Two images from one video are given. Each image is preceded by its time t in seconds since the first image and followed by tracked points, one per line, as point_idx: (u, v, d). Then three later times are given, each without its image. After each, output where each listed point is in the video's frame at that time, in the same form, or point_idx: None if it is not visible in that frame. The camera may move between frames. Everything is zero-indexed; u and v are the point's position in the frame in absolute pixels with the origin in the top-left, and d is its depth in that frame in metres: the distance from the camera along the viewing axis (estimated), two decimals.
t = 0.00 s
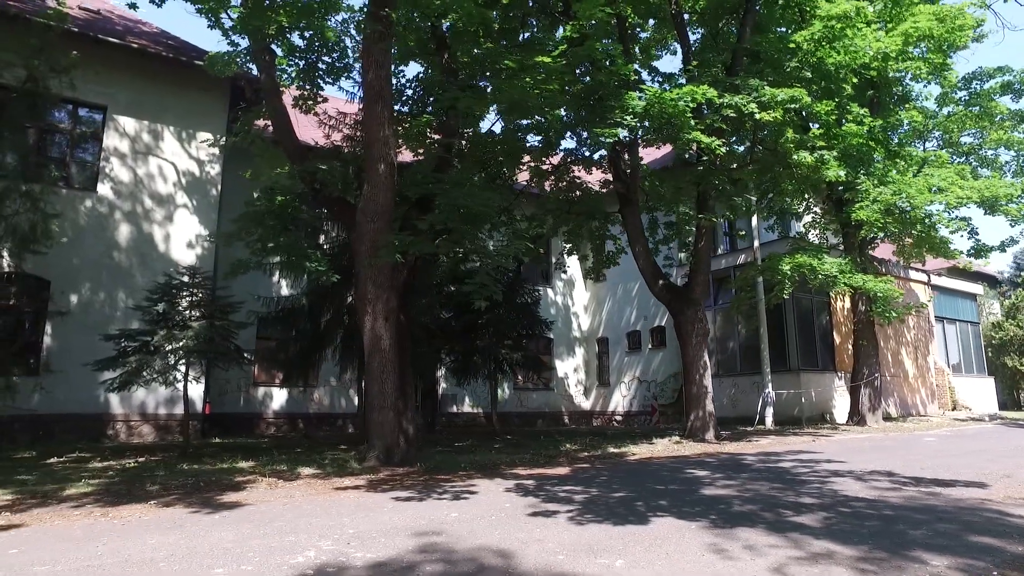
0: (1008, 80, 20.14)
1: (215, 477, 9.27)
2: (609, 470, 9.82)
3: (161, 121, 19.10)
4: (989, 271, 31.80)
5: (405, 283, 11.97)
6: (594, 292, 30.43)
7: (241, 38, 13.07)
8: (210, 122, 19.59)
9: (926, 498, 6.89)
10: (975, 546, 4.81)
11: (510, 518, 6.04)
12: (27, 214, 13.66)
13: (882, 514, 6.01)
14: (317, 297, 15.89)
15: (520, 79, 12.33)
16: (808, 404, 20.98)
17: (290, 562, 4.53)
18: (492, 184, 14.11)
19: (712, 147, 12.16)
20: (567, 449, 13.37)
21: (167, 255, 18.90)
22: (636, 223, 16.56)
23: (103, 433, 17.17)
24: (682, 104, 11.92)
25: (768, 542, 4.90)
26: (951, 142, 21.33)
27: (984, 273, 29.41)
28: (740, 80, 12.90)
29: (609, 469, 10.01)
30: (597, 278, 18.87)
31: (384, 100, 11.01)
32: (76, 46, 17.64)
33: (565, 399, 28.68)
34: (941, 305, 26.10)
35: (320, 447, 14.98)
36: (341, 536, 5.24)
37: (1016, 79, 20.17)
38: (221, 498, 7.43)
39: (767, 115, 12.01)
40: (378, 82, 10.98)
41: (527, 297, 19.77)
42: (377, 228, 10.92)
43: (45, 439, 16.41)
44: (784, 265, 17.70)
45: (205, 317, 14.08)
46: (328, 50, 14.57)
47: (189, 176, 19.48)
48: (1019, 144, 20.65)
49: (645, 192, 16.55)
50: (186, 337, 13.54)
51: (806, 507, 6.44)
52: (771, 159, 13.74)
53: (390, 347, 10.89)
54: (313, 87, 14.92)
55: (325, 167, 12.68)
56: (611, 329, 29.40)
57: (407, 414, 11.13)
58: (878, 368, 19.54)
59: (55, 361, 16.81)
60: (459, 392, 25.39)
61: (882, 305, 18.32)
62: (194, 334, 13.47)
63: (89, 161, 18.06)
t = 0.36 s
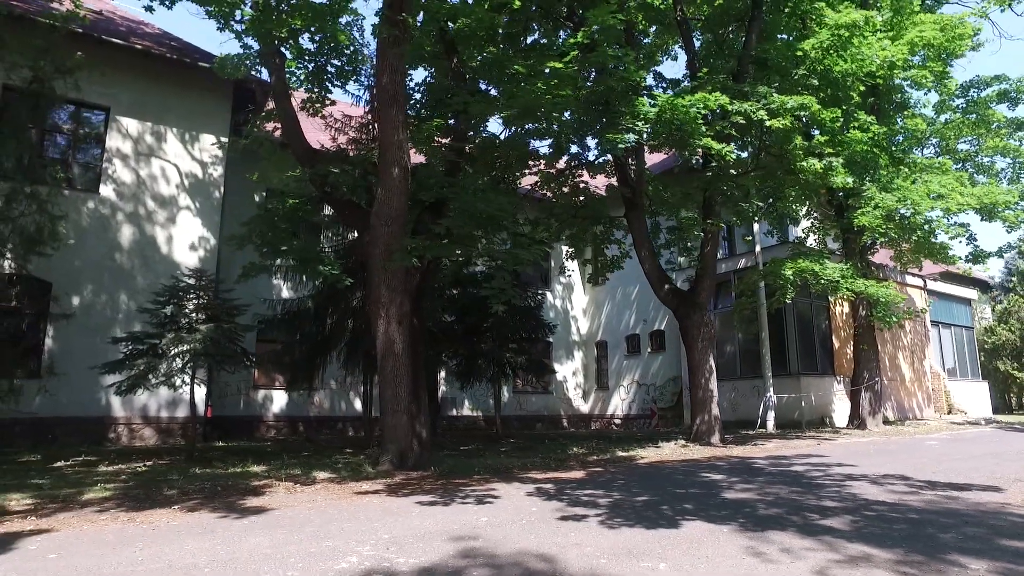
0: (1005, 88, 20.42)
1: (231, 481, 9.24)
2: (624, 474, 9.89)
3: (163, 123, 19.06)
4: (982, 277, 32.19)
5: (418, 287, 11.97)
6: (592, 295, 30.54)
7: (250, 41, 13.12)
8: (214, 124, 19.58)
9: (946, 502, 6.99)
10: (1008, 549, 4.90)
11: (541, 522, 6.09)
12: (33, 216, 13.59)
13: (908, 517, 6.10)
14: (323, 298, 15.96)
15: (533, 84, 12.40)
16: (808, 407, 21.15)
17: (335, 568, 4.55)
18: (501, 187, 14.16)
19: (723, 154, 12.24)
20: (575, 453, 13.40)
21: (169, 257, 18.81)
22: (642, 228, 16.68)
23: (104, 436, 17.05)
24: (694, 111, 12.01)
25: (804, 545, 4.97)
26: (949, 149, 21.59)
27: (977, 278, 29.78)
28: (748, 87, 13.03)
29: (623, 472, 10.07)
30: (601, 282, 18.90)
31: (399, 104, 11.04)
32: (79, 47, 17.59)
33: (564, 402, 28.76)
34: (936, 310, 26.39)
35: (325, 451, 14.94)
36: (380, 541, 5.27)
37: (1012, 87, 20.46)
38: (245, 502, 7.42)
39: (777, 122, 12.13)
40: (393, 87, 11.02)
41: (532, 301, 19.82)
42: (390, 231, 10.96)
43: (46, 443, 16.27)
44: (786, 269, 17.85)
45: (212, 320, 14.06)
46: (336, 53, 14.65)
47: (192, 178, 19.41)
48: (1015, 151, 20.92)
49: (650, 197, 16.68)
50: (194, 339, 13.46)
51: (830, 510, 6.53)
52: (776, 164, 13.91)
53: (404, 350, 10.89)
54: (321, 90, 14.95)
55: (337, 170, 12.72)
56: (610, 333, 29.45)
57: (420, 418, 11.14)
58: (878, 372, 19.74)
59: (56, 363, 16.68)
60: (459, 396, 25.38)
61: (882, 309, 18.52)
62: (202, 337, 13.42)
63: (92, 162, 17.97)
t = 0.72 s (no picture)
0: (995, 97, 20.81)
1: (243, 485, 9.16)
2: (635, 477, 9.94)
3: (161, 123, 18.91)
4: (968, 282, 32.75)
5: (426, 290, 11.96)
6: (587, 299, 30.66)
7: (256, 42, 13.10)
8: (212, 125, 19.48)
9: (960, 504, 7.12)
10: None
11: (568, 525, 6.13)
12: (33, 217, 13.28)
13: (928, 519, 6.22)
14: (324, 300, 15.97)
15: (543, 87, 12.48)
16: (803, 411, 21.37)
17: (377, 572, 4.56)
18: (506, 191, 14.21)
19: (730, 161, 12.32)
20: (580, 456, 13.45)
21: (166, 258, 18.65)
22: (643, 233, 16.80)
23: (99, 439, 16.85)
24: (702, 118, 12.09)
25: (835, 547, 5.05)
26: (939, 156, 21.93)
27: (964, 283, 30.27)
28: (752, 94, 13.18)
29: (634, 476, 10.12)
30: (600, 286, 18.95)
31: (409, 107, 11.04)
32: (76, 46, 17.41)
33: (558, 405, 28.86)
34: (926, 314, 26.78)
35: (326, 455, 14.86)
36: (414, 545, 5.28)
37: (1002, 96, 20.85)
38: (264, 507, 7.37)
39: (782, 128, 12.29)
40: (403, 90, 11.01)
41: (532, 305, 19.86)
42: (400, 235, 10.95)
43: (40, 446, 16.03)
44: (784, 274, 18.05)
45: (213, 321, 13.86)
46: (341, 55, 14.58)
47: (189, 179, 19.29)
48: (1004, 159, 21.30)
49: (651, 201, 16.81)
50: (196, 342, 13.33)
51: (850, 512, 6.63)
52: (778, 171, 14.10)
53: (413, 354, 10.87)
54: (325, 92, 14.92)
55: (344, 173, 12.74)
56: (604, 336, 29.48)
57: (429, 421, 11.12)
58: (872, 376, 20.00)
59: (51, 365, 16.45)
60: (454, 399, 25.33)
61: (878, 314, 18.76)
62: (204, 339, 13.22)
63: (88, 162, 17.77)
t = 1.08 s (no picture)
0: (980, 106, 21.23)
1: (254, 488, 9.08)
2: (644, 478, 10.04)
3: (154, 121, 18.74)
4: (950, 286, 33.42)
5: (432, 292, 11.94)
6: (578, 301, 30.79)
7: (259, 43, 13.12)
8: (207, 124, 19.38)
9: (969, 503, 7.30)
10: None
11: (593, 526, 6.21)
12: (31, 216, 13.11)
13: (942, 517, 6.39)
14: (322, 301, 15.92)
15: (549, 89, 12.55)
16: (794, 412, 21.69)
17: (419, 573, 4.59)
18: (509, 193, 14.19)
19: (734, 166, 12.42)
20: (581, 458, 13.54)
21: (159, 258, 18.46)
22: (641, 236, 16.99)
23: (91, 442, 16.61)
24: (707, 123, 12.18)
25: (862, 545, 5.18)
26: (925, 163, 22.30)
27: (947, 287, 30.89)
28: (753, 100, 13.38)
29: (642, 477, 10.22)
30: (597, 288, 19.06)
31: (417, 109, 10.98)
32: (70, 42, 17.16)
33: (549, 407, 29.01)
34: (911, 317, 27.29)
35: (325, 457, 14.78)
36: (448, 546, 5.32)
37: (987, 105, 21.27)
38: (282, 510, 7.32)
39: (785, 134, 12.49)
40: (412, 92, 10.97)
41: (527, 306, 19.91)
42: (407, 236, 10.90)
43: (30, 448, 15.77)
44: (778, 278, 18.33)
45: (213, 322, 13.73)
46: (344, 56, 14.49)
47: (183, 178, 19.13)
48: (988, 166, 21.75)
49: (647, 205, 17.04)
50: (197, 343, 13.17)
51: (866, 511, 6.78)
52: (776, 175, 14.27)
53: (420, 356, 10.84)
54: (326, 92, 14.88)
55: (349, 175, 12.76)
56: (595, 338, 29.61)
57: (436, 423, 11.09)
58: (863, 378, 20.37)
59: (41, 365, 16.19)
60: (446, 401, 25.28)
61: (869, 316, 19.06)
62: (204, 340, 13.11)
63: (81, 160, 17.53)
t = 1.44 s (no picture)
0: (972, 113, 21.42)
1: (273, 489, 9.05)
2: (659, 478, 10.14)
3: (154, 120, 18.60)
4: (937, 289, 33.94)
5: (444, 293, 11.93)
6: (573, 303, 30.90)
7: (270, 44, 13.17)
8: (206, 123, 19.26)
9: (985, 501, 7.47)
10: None
11: (627, 526, 6.29)
12: (35, 216, 12.92)
13: (965, 515, 6.54)
14: (326, 301, 15.84)
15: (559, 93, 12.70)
16: (791, 413, 21.99)
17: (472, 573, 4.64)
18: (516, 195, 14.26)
19: (743, 170, 12.54)
20: (588, 458, 13.64)
21: (159, 258, 18.32)
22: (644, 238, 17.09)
23: (90, 443, 16.45)
24: (717, 128, 12.27)
25: (898, 542, 5.30)
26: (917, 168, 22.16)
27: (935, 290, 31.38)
28: (758, 105, 13.52)
29: (656, 477, 10.32)
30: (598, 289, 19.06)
31: (432, 110, 10.93)
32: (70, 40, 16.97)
33: (545, 409, 29.10)
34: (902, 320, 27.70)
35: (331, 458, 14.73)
36: (492, 546, 5.37)
37: (979, 112, 21.46)
38: (309, 511, 7.31)
39: (793, 139, 12.65)
40: (427, 93, 10.90)
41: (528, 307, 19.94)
42: (422, 238, 10.88)
43: (29, 449, 15.60)
44: (777, 280, 18.48)
45: (219, 323, 13.65)
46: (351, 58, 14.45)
47: (183, 178, 18.98)
48: (978, 171, 22.03)
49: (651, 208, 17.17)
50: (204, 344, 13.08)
51: (889, 510, 6.92)
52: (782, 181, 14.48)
53: (434, 357, 10.83)
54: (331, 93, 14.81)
55: (359, 175, 12.71)
56: (591, 340, 29.73)
57: (450, 424, 11.11)
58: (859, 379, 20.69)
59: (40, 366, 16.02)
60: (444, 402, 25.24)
61: (865, 318, 19.38)
62: (212, 341, 13.04)
63: (80, 158, 17.35)
